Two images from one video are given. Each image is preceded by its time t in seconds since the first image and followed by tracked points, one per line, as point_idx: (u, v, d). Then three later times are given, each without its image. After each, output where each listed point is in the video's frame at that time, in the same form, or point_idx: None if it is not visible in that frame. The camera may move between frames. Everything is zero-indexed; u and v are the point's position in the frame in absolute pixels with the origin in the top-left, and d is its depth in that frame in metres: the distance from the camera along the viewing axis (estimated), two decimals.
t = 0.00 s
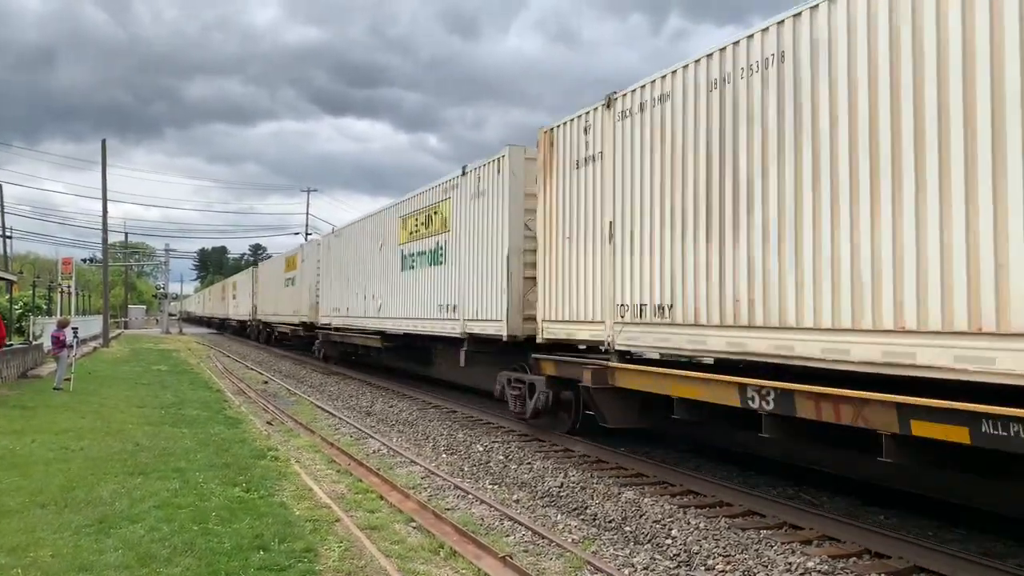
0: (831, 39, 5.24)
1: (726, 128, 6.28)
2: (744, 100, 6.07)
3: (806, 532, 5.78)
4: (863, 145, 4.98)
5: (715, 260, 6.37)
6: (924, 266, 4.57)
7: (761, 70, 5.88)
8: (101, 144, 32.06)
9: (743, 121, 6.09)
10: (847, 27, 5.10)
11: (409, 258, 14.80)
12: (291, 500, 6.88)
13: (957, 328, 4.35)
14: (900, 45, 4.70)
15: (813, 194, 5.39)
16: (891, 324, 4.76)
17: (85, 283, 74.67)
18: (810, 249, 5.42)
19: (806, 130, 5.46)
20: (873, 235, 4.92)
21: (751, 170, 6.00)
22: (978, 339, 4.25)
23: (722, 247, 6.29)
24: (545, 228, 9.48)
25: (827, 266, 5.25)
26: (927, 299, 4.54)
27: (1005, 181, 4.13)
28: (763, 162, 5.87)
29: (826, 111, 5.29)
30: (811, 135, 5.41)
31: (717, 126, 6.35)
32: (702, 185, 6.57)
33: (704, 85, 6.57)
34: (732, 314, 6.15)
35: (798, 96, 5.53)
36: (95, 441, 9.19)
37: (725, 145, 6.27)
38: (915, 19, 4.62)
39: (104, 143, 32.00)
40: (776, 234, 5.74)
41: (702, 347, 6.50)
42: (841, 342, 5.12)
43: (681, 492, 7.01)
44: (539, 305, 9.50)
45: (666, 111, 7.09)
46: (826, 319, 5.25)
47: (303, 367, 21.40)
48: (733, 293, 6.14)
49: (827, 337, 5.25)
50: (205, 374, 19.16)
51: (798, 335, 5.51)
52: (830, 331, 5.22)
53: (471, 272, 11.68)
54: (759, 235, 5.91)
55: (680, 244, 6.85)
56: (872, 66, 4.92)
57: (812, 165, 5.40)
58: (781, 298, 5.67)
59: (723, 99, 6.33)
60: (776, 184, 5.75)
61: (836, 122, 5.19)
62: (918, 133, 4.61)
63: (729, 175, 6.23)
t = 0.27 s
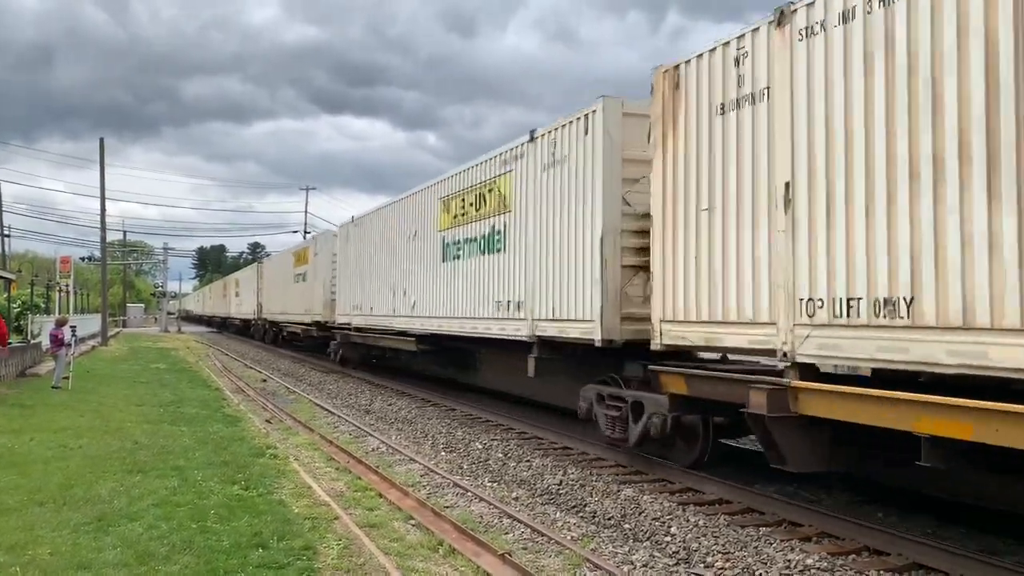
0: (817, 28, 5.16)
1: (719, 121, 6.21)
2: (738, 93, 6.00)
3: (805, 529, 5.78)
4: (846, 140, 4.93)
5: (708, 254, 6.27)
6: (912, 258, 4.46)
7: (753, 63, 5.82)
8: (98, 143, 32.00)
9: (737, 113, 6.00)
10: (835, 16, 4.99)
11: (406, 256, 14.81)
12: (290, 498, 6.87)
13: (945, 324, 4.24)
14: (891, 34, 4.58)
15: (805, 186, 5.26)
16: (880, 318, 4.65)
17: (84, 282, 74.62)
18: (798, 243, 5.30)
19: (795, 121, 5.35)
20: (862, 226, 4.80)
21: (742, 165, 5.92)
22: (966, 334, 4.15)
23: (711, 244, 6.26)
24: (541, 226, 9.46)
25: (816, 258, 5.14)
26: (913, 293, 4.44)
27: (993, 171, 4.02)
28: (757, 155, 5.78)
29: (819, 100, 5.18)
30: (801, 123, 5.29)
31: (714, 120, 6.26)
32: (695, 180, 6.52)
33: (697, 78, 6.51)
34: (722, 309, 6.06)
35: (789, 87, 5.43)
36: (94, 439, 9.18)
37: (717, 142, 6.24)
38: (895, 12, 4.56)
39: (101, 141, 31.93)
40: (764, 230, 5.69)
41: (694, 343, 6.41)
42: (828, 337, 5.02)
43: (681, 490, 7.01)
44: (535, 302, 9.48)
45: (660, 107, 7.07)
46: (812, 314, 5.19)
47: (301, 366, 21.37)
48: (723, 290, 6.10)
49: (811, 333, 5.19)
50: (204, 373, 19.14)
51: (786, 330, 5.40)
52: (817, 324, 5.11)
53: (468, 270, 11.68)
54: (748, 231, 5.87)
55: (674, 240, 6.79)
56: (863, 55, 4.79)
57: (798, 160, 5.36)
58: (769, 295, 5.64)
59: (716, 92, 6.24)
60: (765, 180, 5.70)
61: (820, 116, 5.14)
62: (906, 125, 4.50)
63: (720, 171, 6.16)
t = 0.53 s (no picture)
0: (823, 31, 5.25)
1: (726, 124, 6.30)
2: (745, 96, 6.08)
3: (805, 526, 5.79)
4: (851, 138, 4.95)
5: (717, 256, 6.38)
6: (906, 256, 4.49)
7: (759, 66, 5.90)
8: (98, 140, 31.96)
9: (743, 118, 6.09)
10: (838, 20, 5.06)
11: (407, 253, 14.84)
12: (290, 495, 6.88)
13: (939, 318, 4.26)
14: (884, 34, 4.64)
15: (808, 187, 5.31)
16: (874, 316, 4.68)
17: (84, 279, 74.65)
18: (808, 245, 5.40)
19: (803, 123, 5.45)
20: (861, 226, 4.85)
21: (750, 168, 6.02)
22: (954, 330, 4.17)
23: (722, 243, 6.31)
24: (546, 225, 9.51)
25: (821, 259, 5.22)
26: (903, 291, 4.49)
27: (982, 169, 4.05)
28: (760, 157, 5.86)
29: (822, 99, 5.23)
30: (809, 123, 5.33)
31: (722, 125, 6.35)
32: (701, 182, 6.60)
33: (703, 81, 6.60)
34: (733, 310, 6.17)
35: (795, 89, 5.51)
36: (94, 436, 9.19)
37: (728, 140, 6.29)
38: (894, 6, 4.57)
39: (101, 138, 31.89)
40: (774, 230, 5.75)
41: (703, 343, 6.52)
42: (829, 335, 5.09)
43: (681, 487, 7.02)
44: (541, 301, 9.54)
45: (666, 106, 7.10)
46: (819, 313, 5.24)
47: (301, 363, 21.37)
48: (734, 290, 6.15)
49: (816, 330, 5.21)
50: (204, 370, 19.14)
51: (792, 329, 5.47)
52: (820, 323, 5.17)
53: (471, 268, 11.72)
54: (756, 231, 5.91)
55: (681, 241, 6.89)
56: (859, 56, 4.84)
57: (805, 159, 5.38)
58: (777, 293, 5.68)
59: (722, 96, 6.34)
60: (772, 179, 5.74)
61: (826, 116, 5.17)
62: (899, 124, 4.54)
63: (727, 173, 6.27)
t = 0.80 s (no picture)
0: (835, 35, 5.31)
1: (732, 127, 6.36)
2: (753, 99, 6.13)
3: (806, 524, 5.79)
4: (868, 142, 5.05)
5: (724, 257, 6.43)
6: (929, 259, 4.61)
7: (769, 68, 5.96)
8: (102, 138, 32.00)
9: (750, 122, 6.19)
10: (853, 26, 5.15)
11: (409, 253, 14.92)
12: (292, 493, 6.89)
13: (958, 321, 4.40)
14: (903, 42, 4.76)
15: (820, 190, 5.42)
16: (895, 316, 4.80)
17: (87, 279, 74.87)
18: (816, 246, 5.46)
19: (812, 124, 5.51)
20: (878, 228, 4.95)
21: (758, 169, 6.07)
22: (979, 331, 4.30)
23: (733, 238, 6.34)
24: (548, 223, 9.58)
25: (831, 261, 5.31)
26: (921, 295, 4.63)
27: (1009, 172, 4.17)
28: (768, 159, 5.93)
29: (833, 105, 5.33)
30: (818, 127, 5.44)
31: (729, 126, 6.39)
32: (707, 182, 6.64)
33: (709, 84, 6.64)
34: (739, 310, 6.22)
35: (806, 92, 5.58)
36: (96, 434, 9.21)
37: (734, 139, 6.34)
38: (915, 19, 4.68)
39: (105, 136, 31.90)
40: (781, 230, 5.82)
41: (709, 343, 6.55)
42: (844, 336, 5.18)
43: (682, 485, 7.02)
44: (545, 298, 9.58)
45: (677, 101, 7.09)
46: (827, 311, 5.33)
47: (303, 362, 21.40)
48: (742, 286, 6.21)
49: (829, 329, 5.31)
50: (205, 368, 19.17)
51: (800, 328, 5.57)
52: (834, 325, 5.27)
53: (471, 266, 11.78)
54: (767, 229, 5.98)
55: (687, 240, 6.93)
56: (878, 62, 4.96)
57: (815, 161, 5.47)
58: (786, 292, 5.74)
59: (728, 98, 6.39)
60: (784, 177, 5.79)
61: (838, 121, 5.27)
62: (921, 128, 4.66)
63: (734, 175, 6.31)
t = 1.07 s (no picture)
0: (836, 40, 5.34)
1: (731, 128, 6.37)
2: (753, 103, 6.15)
3: (806, 526, 5.79)
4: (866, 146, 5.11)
5: (723, 259, 6.46)
6: (928, 263, 4.69)
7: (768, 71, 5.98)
8: (103, 138, 32.01)
9: (749, 122, 6.19)
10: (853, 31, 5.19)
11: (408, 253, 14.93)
12: (293, 493, 6.89)
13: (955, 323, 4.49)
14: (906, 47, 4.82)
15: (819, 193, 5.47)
16: (896, 319, 4.86)
17: (87, 278, 74.93)
18: (817, 248, 5.49)
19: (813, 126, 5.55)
20: (880, 231, 5.01)
21: (756, 171, 6.10)
22: (977, 334, 4.38)
23: (734, 239, 6.34)
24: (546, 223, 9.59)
25: (833, 263, 5.35)
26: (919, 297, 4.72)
27: (1004, 179, 4.24)
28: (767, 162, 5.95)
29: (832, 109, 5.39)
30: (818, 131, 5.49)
31: (729, 128, 6.39)
32: (706, 184, 6.65)
33: (708, 86, 6.64)
34: (739, 312, 6.24)
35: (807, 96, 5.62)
36: (96, 434, 9.21)
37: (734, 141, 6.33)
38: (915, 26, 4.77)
39: (106, 136, 31.90)
40: (780, 232, 5.86)
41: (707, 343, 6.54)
42: (844, 338, 5.25)
43: (682, 486, 7.02)
44: (543, 299, 9.57)
45: (677, 102, 7.07)
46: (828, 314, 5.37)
47: (304, 361, 21.40)
48: (740, 288, 6.25)
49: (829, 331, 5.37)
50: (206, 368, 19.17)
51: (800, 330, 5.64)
52: (835, 326, 5.32)
53: (470, 267, 11.79)
54: (766, 230, 5.99)
55: (686, 242, 6.94)
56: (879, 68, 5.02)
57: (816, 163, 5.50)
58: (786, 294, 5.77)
59: (728, 101, 6.41)
60: (784, 178, 5.81)
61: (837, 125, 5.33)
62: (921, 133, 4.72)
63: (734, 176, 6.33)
